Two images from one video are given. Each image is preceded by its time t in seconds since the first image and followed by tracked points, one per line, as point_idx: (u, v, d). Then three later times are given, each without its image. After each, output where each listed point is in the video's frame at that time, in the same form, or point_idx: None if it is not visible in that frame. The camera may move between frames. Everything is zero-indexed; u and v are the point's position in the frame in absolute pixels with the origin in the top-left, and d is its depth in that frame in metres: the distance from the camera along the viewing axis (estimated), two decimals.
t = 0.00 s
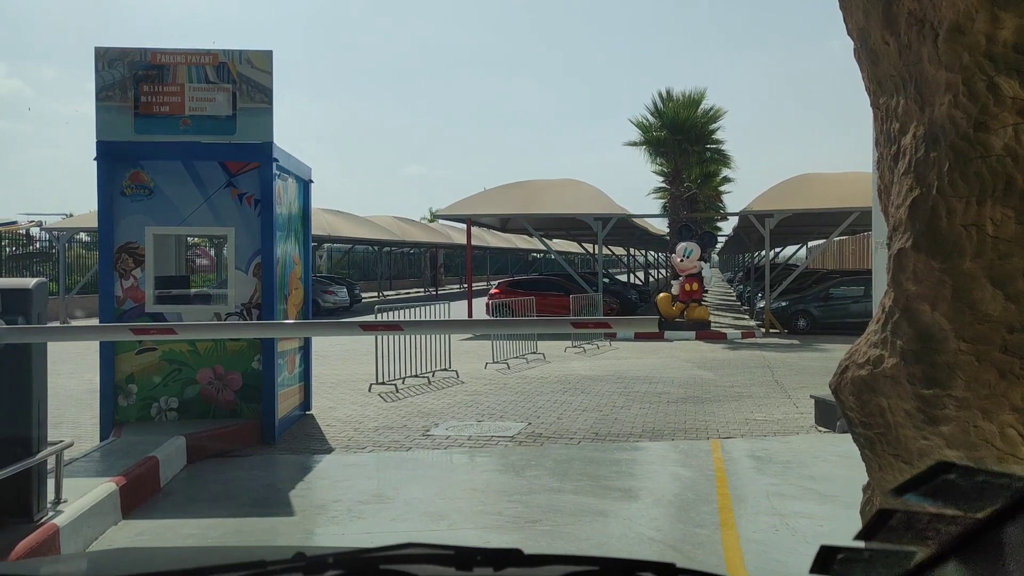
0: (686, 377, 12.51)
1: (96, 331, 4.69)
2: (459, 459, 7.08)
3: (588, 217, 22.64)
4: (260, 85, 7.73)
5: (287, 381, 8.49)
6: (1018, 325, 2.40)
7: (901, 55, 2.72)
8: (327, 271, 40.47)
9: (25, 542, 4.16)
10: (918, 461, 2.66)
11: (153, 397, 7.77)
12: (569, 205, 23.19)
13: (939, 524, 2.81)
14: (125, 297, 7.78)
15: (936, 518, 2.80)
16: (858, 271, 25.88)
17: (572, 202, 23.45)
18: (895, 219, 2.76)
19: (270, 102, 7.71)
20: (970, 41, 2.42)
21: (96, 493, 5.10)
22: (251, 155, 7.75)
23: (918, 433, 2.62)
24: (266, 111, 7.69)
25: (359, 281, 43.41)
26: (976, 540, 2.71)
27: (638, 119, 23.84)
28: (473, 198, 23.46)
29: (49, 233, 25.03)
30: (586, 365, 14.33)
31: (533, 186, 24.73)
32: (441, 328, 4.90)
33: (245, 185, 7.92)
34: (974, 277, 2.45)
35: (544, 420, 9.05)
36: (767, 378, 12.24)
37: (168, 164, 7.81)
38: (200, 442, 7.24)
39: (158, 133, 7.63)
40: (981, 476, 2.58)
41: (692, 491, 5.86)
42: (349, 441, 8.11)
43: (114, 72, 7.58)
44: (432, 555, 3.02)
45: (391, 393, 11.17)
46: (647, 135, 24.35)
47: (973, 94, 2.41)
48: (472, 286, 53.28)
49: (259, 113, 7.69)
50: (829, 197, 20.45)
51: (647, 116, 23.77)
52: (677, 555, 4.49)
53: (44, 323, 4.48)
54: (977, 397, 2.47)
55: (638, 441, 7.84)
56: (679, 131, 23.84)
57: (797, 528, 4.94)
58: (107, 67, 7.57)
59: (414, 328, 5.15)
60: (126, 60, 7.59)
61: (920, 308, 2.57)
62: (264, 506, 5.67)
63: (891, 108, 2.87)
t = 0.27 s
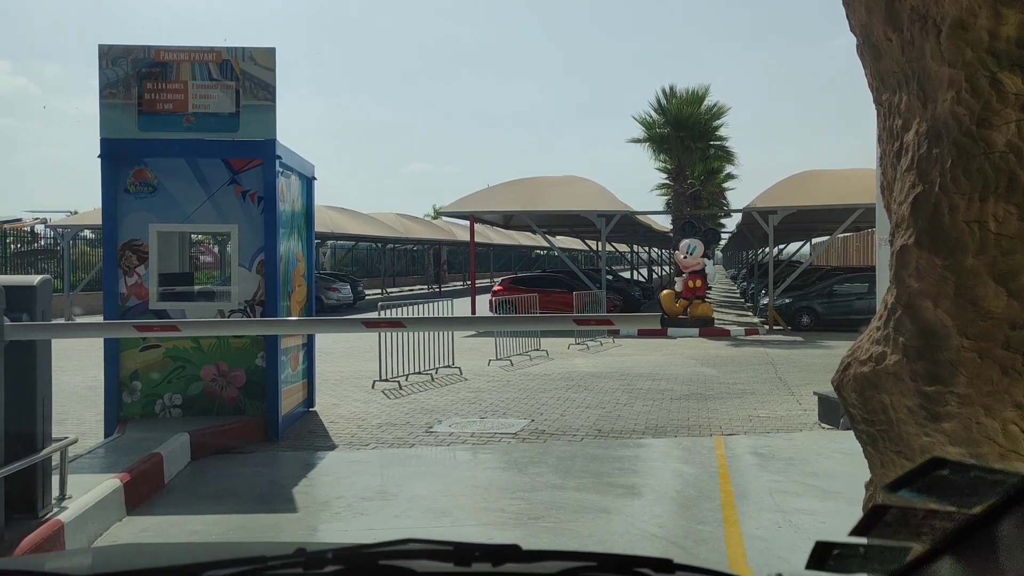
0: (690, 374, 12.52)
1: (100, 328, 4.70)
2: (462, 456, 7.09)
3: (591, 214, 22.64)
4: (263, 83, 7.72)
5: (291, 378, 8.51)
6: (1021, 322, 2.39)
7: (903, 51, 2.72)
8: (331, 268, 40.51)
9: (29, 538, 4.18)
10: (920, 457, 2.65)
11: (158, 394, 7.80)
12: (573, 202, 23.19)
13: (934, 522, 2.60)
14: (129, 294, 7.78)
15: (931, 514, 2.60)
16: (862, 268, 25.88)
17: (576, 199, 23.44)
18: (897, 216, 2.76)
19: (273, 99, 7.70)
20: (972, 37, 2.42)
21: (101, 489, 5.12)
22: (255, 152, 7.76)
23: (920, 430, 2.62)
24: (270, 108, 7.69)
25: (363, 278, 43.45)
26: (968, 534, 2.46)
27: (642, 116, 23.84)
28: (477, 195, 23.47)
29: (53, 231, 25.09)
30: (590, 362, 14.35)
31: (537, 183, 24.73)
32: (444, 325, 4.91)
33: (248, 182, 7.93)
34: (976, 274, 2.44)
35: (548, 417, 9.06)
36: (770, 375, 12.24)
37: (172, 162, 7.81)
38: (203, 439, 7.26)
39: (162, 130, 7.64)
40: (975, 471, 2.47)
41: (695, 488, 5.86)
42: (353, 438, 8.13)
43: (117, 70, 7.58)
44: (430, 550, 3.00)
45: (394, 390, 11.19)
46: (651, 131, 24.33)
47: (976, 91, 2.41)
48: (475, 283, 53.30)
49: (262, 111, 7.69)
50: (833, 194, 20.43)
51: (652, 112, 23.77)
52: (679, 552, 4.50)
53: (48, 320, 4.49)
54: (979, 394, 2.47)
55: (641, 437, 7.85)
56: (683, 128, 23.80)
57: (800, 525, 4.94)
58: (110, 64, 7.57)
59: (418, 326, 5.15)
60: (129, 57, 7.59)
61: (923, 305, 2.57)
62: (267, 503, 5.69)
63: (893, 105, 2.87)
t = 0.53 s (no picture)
0: (693, 371, 12.51)
1: (101, 327, 4.70)
2: (464, 454, 7.09)
3: (594, 211, 22.61)
4: (264, 80, 7.72)
5: (294, 376, 8.52)
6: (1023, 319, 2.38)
7: (905, 48, 2.71)
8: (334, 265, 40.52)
9: (31, 536, 4.19)
10: (921, 455, 2.64)
11: (160, 392, 7.80)
12: (576, 199, 23.17)
13: (927, 523, 2.85)
14: (132, 292, 7.78)
15: (922, 517, 2.84)
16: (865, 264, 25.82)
17: (579, 196, 23.42)
18: (899, 213, 2.75)
19: (275, 97, 7.70)
20: (974, 33, 2.40)
21: (102, 487, 5.13)
22: (257, 150, 7.75)
23: (921, 427, 2.60)
24: (271, 106, 7.69)
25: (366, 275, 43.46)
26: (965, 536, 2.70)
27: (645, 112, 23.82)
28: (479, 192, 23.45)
29: (57, 229, 25.10)
30: (592, 359, 14.33)
31: (540, 180, 24.70)
32: (445, 323, 4.90)
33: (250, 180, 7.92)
34: (978, 271, 2.43)
35: (551, 414, 9.06)
36: (773, 372, 12.22)
37: (174, 160, 7.81)
38: (206, 437, 7.27)
39: (164, 128, 7.64)
40: (964, 475, 2.58)
41: (697, 485, 5.85)
42: (355, 436, 8.13)
43: (119, 67, 7.57)
44: (422, 553, 2.99)
45: (397, 387, 11.19)
46: (653, 128, 24.29)
47: (978, 86, 2.40)
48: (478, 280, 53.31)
49: (264, 108, 7.70)
50: (836, 191, 20.40)
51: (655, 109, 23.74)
52: (680, 550, 4.49)
53: (50, 318, 4.50)
54: (981, 392, 2.45)
55: (644, 435, 7.84)
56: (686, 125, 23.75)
57: (801, 523, 4.93)
58: (111, 61, 7.56)
59: (419, 323, 5.15)
60: (131, 55, 7.58)
61: (924, 302, 2.56)
62: (269, 501, 5.70)
63: (895, 102, 2.86)
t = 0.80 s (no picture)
0: (694, 368, 12.46)
1: (97, 323, 4.66)
2: (464, 451, 7.05)
3: (596, 208, 22.55)
4: (263, 75, 7.67)
5: (293, 373, 8.49)
6: None
7: (909, 40, 2.66)
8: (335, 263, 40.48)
9: (26, 534, 4.16)
10: (925, 453, 2.60)
11: (159, 389, 7.77)
12: (577, 196, 23.11)
13: (939, 529, 2.72)
14: (130, 289, 7.74)
15: (934, 523, 2.71)
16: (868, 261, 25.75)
17: (580, 193, 23.36)
18: (903, 208, 2.70)
19: (274, 92, 7.66)
20: (980, 24, 2.36)
21: (100, 485, 5.10)
22: (256, 146, 7.71)
23: (925, 425, 2.56)
24: (270, 101, 7.65)
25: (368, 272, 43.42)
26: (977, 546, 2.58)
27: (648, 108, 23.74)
28: (481, 189, 23.38)
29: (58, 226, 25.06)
30: (594, 356, 14.29)
31: (541, 177, 24.64)
32: (444, 319, 4.86)
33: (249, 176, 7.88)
34: (983, 266, 2.39)
35: (551, 412, 9.02)
36: (775, 369, 12.17)
37: (172, 156, 7.76)
38: (205, 434, 7.24)
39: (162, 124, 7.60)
40: (982, 479, 2.50)
41: (698, 483, 5.81)
42: (355, 433, 8.10)
43: (116, 62, 7.52)
44: (408, 559, 2.98)
45: (397, 384, 11.16)
46: (655, 125, 24.21)
47: (984, 78, 2.35)
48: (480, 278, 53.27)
49: (263, 104, 7.65)
50: (838, 187, 20.32)
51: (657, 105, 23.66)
52: (682, 549, 4.45)
53: (45, 315, 4.46)
54: (987, 389, 2.41)
55: (645, 432, 7.80)
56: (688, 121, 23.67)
57: (804, 521, 4.88)
58: (109, 56, 7.51)
59: (418, 320, 5.11)
60: (129, 50, 7.53)
61: (928, 298, 2.51)
62: (268, 499, 5.67)
63: (899, 95, 2.81)
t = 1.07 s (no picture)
0: (697, 371, 12.43)
1: (98, 328, 4.65)
2: (465, 455, 7.02)
3: (597, 210, 22.53)
4: (264, 79, 7.66)
5: (295, 377, 8.46)
6: None
7: (914, 42, 2.64)
8: (337, 265, 40.47)
9: (25, 541, 4.13)
10: (933, 459, 2.57)
11: (160, 393, 7.75)
12: (579, 199, 23.09)
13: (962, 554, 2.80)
14: (131, 292, 7.72)
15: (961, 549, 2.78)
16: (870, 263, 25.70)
17: (582, 196, 23.34)
18: (909, 211, 2.67)
19: (275, 95, 7.64)
20: (986, 26, 2.33)
21: (100, 490, 5.08)
22: (257, 150, 7.69)
23: (931, 431, 2.54)
24: (272, 105, 7.63)
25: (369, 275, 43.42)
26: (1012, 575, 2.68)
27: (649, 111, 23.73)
28: (482, 191, 23.36)
29: (60, 230, 25.05)
30: (595, 359, 14.26)
31: (542, 179, 24.62)
32: (446, 323, 4.84)
33: (251, 179, 7.85)
34: (991, 270, 2.36)
35: (553, 415, 8.98)
36: (778, 372, 12.13)
37: (174, 159, 7.74)
38: (206, 438, 7.22)
39: (164, 127, 7.60)
40: (1014, 507, 2.55)
41: (701, 487, 5.79)
42: (356, 437, 8.07)
43: (118, 66, 7.51)
44: None
45: (399, 388, 11.14)
46: (657, 127, 24.17)
47: (990, 81, 2.33)
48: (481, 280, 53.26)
49: (265, 107, 7.64)
50: (840, 189, 20.28)
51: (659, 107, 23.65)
52: (686, 555, 4.41)
53: (45, 319, 4.44)
54: (995, 394, 2.39)
55: (647, 436, 7.76)
56: (689, 124, 23.65)
57: (808, 526, 4.85)
58: (110, 60, 7.50)
59: (419, 324, 5.08)
60: (130, 54, 7.52)
61: (935, 303, 2.48)
62: (269, 504, 5.64)
63: (904, 97, 2.79)
